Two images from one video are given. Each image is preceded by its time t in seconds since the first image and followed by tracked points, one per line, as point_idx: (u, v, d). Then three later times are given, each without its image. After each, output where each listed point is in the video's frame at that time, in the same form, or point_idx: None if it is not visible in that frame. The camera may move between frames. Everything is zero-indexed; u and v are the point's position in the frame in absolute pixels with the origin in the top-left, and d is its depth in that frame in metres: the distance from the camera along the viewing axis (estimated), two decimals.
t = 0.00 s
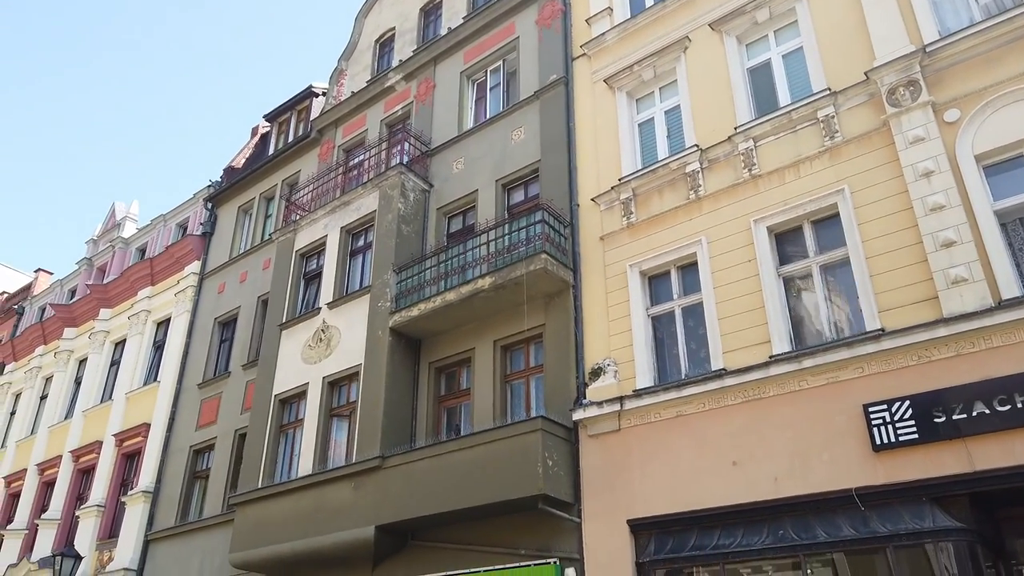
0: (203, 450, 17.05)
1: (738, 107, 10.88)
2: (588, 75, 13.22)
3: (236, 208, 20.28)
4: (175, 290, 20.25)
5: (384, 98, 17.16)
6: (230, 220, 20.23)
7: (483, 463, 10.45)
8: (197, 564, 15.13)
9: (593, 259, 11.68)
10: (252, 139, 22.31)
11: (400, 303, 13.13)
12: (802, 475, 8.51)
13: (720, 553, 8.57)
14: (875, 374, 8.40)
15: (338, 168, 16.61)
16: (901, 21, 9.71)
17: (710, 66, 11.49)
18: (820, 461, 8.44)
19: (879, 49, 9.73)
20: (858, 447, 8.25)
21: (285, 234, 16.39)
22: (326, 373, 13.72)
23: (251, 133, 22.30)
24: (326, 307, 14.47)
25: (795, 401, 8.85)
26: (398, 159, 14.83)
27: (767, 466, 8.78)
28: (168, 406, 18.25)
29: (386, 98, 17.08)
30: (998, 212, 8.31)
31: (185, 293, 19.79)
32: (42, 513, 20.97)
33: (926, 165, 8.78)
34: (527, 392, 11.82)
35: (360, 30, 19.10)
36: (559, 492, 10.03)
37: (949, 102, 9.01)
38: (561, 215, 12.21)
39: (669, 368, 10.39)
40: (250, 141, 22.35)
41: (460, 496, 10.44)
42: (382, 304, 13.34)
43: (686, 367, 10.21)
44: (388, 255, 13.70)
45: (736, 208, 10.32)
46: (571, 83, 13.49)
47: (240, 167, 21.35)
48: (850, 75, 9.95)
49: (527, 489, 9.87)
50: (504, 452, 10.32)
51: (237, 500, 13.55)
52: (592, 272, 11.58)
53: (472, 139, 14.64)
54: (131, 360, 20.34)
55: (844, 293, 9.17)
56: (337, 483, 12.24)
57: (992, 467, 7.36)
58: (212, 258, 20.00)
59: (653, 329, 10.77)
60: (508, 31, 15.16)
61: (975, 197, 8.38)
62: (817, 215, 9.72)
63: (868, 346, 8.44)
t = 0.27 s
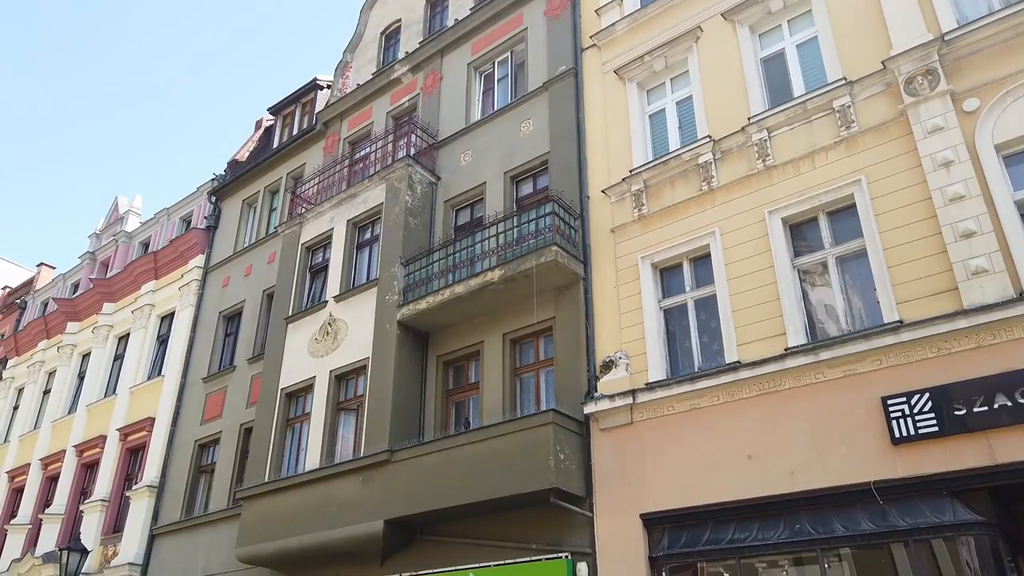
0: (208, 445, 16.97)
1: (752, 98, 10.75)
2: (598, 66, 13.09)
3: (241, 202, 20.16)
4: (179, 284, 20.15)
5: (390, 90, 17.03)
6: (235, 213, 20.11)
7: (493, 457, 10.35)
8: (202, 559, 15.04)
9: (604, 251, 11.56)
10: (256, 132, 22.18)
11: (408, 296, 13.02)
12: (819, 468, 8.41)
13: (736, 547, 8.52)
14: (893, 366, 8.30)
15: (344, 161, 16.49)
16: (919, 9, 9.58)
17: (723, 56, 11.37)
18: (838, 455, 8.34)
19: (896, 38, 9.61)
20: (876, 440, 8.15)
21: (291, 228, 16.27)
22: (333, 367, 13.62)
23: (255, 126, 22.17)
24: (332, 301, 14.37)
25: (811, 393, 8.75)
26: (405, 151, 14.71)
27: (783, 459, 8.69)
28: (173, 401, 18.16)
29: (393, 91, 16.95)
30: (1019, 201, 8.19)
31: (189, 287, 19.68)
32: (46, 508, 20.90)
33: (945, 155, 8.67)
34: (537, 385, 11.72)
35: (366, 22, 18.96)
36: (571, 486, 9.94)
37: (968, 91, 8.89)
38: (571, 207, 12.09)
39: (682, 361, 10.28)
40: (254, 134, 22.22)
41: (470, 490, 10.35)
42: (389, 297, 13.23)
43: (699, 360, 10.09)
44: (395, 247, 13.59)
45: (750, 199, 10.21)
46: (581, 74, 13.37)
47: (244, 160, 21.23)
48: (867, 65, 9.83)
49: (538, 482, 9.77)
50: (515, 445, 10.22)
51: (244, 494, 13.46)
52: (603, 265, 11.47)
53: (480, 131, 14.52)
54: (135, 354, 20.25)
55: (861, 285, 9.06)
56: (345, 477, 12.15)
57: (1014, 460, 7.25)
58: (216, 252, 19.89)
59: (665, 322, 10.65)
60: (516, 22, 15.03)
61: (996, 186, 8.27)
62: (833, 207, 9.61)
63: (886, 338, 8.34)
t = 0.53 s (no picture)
0: (214, 438, 16.88)
1: (766, 86, 10.62)
2: (608, 55, 12.95)
3: (245, 194, 20.05)
4: (183, 277, 20.04)
5: (396, 81, 16.89)
6: (239, 206, 20.00)
7: (504, 449, 10.25)
8: (209, 553, 14.97)
9: (615, 242, 11.44)
10: (260, 125, 22.05)
11: (416, 288, 12.91)
12: (837, 460, 8.30)
13: (753, 540, 8.41)
14: (912, 356, 8.19)
15: (350, 153, 16.36)
16: None
17: (736, 44, 11.23)
18: (856, 446, 8.23)
19: (913, 24, 9.48)
20: (895, 431, 8.04)
21: (296, 220, 16.15)
22: (340, 359, 13.51)
23: (259, 119, 22.04)
24: (339, 293, 14.26)
25: (829, 384, 8.64)
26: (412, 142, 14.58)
27: (800, 451, 8.58)
28: (178, 394, 18.07)
29: (399, 82, 16.82)
30: None
31: (193, 280, 19.57)
32: (51, 502, 20.84)
33: (964, 142, 8.56)
34: (547, 377, 11.60)
35: (371, 13, 18.81)
36: (583, 479, 9.84)
37: (987, 77, 8.77)
38: (581, 197, 11.96)
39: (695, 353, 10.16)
40: (258, 127, 22.08)
41: (481, 483, 10.25)
42: (397, 289, 13.12)
43: (713, 351, 9.97)
44: (403, 239, 13.47)
45: (764, 188, 10.08)
46: (590, 64, 13.24)
47: (248, 153, 21.10)
48: (883, 52, 9.70)
49: (550, 475, 9.67)
50: (526, 437, 10.11)
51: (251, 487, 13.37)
52: (614, 255, 11.35)
53: (487, 122, 14.39)
54: (139, 348, 20.15)
55: (878, 274, 8.94)
56: (353, 470, 12.06)
57: None
58: (221, 245, 19.78)
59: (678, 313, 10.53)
60: (523, 11, 14.90)
61: (1017, 173, 8.14)
62: (849, 195, 9.49)
63: (905, 328, 8.23)
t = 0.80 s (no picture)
0: (222, 433, 16.81)
1: (783, 73, 10.46)
2: (620, 44, 12.79)
3: (252, 188, 19.93)
4: (190, 271, 19.94)
5: (404, 72, 16.74)
6: (247, 199, 19.89)
7: (519, 442, 10.13)
8: (218, 547, 14.90)
9: (629, 232, 11.30)
10: (266, 118, 21.92)
11: (427, 280, 12.79)
12: (859, 451, 8.17)
13: (774, 534, 8.29)
14: (936, 346, 8.05)
15: (358, 145, 16.22)
16: None
17: (752, 31, 11.06)
18: (879, 437, 8.09)
19: (935, 9, 9.32)
20: (919, 422, 7.91)
21: (305, 213, 16.03)
22: (351, 352, 13.40)
23: (266, 112, 21.90)
24: (349, 286, 14.14)
25: (851, 375, 8.50)
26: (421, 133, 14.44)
27: (821, 443, 8.45)
28: (185, 389, 17.99)
29: (407, 73, 16.67)
30: None
31: (201, 275, 19.47)
32: (58, 497, 20.79)
33: (989, 128, 8.42)
34: (561, 370, 11.48)
35: (378, 4, 18.65)
36: (599, 472, 9.72)
37: (1012, 63, 8.61)
38: (595, 188, 11.82)
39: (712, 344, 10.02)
40: (265, 120, 21.95)
41: (495, 477, 10.13)
42: (408, 281, 13.00)
43: (730, 342, 9.83)
44: (413, 231, 13.35)
45: (782, 176, 9.94)
46: (602, 53, 13.09)
47: (255, 146, 20.98)
48: (904, 37, 9.54)
49: (566, 468, 9.55)
50: (541, 430, 9.99)
51: (261, 482, 13.28)
52: (628, 246, 11.20)
53: (498, 112, 14.24)
54: (147, 343, 20.07)
55: (900, 264, 8.79)
56: (365, 464, 11.95)
57: None
58: (228, 239, 19.68)
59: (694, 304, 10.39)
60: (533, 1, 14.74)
61: None
62: (870, 184, 9.33)
63: (929, 317, 8.08)
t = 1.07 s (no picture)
0: (231, 428, 16.74)
1: (800, 62, 10.31)
2: (632, 34, 12.64)
3: (259, 182, 19.83)
4: (197, 266, 19.86)
5: (413, 64, 16.61)
6: (254, 193, 19.79)
7: (533, 436, 10.02)
8: (228, 542, 14.83)
9: (643, 224, 11.16)
10: (273, 112, 21.81)
11: (437, 274, 12.68)
12: (881, 444, 8.04)
13: (794, 528, 8.25)
14: (960, 337, 7.92)
15: (366, 138, 16.10)
16: None
17: (768, 19, 10.91)
18: (902, 430, 7.97)
19: None
20: (943, 414, 7.79)
21: (313, 206, 15.92)
22: (361, 346, 13.31)
23: (272, 106, 21.79)
24: (358, 279, 14.04)
25: (872, 367, 8.38)
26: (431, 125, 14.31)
27: (842, 435, 8.32)
28: (193, 384, 17.91)
29: (415, 65, 16.54)
30: None
31: (208, 269, 19.39)
32: (66, 493, 20.76)
33: (1013, 116, 8.27)
34: (574, 363, 11.36)
35: None
36: (614, 466, 9.61)
37: None
38: (608, 179, 11.69)
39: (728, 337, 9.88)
40: (271, 114, 21.84)
41: (509, 471, 10.04)
42: (418, 274, 12.90)
43: (747, 334, 9.70)
44: (423, 224, 13.24)
45: (799, 166, 9.80)
46: (614, 43, 12.95)
47: (261, 140, 20.86)
48: (925, 24, 9.38)
49: (581, 462, 9.44)
50: (556, 424, 9.88)
51: (270, 476, 13.20)
52: (642, 238, 11.07)
53: (508, 104, 14.11)
54: (154, 338, 20.00)
55: (922, 254, 8.65)
56: (376, 458, 11.86)
57: None
58: (235, 233, 19.58)
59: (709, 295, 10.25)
60: None
61: None
62: (890, 173, 9.19)
63: (953, 308, 7.95)
